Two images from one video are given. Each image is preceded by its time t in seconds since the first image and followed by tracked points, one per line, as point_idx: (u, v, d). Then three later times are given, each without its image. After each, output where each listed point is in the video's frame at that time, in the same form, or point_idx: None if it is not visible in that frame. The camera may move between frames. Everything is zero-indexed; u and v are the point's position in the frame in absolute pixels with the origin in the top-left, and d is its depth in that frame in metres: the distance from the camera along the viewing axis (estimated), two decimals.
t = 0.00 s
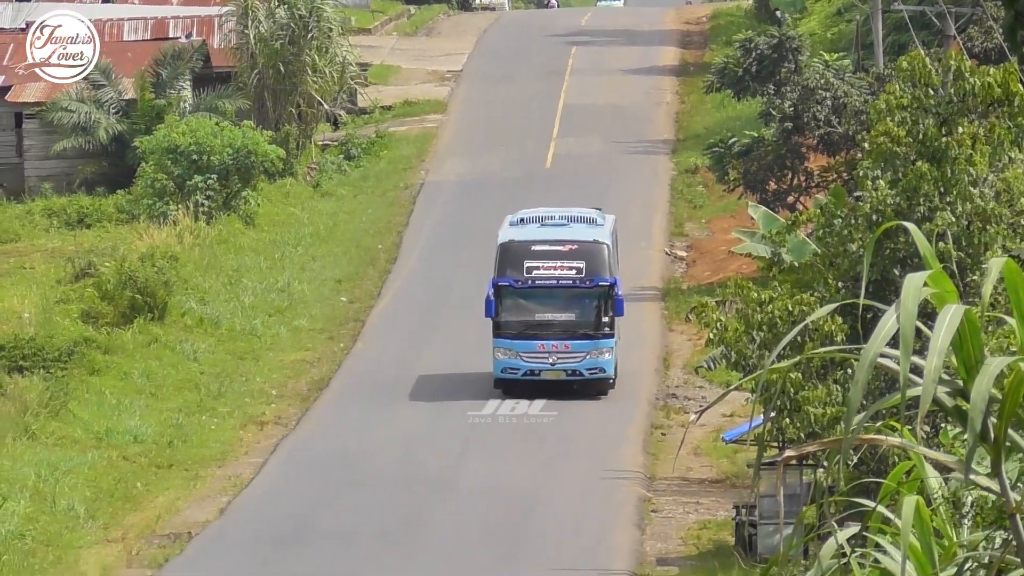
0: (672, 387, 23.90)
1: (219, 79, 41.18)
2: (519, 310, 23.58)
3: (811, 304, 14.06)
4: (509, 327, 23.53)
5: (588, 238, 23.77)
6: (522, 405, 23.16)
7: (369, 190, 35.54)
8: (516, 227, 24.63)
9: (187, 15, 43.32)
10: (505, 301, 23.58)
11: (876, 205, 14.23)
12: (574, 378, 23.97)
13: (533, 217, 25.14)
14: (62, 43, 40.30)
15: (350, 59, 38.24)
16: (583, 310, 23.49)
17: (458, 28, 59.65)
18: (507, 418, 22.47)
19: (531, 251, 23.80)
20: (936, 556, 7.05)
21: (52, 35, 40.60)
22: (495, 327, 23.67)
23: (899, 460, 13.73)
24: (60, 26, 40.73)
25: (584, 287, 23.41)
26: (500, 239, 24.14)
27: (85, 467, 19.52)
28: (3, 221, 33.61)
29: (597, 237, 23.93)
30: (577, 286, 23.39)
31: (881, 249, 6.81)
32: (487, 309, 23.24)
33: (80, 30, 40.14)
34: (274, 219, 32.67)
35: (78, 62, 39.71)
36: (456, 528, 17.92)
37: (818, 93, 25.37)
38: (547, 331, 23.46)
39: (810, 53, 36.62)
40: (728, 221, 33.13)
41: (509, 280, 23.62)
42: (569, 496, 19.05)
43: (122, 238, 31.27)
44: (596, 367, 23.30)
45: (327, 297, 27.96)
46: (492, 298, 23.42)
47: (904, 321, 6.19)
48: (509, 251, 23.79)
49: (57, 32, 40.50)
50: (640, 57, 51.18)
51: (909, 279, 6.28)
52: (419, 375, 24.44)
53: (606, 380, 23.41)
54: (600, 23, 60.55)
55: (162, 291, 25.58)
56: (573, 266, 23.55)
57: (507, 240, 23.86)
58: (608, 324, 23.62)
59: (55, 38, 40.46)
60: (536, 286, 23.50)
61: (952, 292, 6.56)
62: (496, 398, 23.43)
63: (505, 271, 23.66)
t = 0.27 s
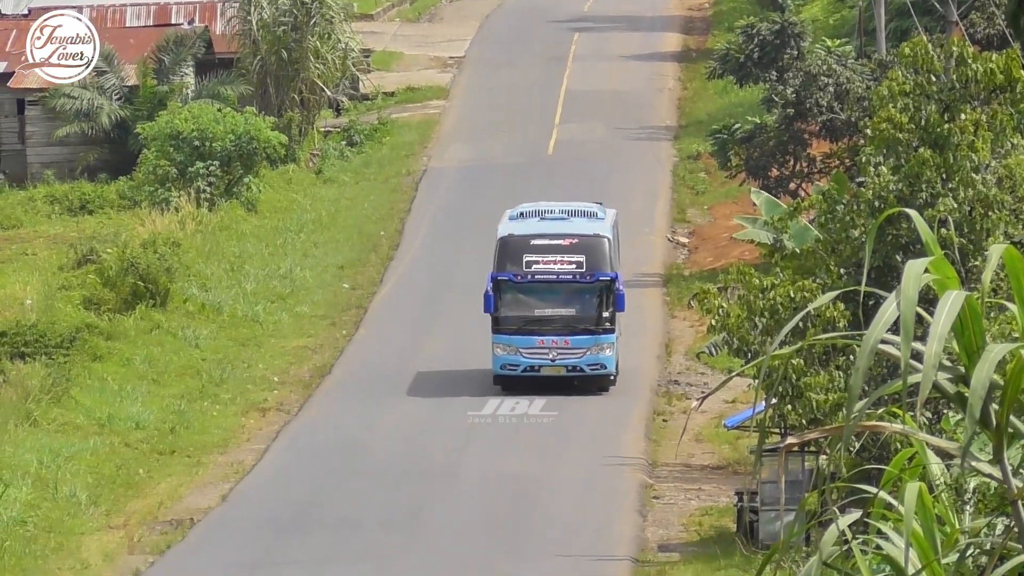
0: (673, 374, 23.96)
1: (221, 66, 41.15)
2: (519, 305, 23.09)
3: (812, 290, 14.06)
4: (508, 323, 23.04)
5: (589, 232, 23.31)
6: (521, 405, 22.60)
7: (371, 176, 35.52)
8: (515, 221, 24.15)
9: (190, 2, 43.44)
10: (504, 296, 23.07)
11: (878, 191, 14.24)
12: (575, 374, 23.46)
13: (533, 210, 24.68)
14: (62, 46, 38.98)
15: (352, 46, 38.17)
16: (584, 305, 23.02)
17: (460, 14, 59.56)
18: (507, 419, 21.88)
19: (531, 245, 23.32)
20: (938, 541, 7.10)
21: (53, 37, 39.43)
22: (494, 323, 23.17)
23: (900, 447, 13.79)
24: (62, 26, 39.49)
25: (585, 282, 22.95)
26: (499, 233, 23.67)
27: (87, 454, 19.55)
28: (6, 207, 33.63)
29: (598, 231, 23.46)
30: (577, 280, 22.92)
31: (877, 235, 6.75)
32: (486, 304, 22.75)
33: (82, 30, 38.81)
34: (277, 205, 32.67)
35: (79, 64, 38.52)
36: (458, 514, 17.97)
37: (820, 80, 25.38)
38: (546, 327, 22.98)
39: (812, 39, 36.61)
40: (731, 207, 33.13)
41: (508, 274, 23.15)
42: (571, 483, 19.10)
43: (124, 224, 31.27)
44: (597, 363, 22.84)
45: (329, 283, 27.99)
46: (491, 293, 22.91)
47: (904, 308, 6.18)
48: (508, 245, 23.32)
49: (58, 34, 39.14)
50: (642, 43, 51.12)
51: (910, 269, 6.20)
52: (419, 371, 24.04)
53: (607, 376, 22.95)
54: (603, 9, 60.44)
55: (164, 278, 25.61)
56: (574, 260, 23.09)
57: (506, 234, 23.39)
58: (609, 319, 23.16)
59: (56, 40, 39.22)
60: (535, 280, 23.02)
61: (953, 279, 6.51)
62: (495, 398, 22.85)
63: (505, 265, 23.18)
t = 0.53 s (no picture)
0: (675, 362, 23.97)
1: (224, 54, 41.10)
2: (517, 301, 22.74)
3: (814, 278, 14.17)
4: (506, 319, 22.69)
5: (589, 226, 22.97)
6: (522, 404, 22.18)
7: (374, 164, 35.49)
8: (514, 216, 23.83)
9: None
10: (503, 291, 22.73)
11: (880, 180, 14.25)
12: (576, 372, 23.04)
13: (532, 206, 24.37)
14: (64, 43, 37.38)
15: (354, 34, 38.06)
16: (583, 300, 22.67)
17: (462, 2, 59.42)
18: (507, 419, 21.48)
19: (530, 239, 23.00)
20: (939, 529, 7.14)
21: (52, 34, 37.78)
22: (493, 319, 22.82)
23: (903, 436, 13.81)
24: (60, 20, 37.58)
25: (585, 277, 22.59)
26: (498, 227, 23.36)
27: (89, 442, 19.58)
28: (8, 196, 33.63)
29: (598, 225, 23.12)
30: (577, 274, 22.57)
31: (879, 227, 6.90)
32: (483, 299, 22.42)
33: (82, 30, 37.14)
34: (279, 193, 32.63)
35: (82, 65, 37.25)
36: (459, 503, 18.00)
37: (823, 69, 25.51)
38: (545, 322, 22.62)
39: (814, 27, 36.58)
40: (733, 196, 33.12)
41: (507, 269, 22.81)
42: (573, 471, 19.12)
43: (126, 213, 31.25)
44: (597, 359, 22.45)
45: (331, 271, 28.00)
46: (489, 288, 22.57)
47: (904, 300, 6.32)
48: (507, 239, 22.99)
49: (58, 31, 37.45)
50: (645, 31, 51.03)
51: (911, 255, 6.33)
52: (416, 370, 23.58)
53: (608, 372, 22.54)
54: None
55: (166, 266, 25.60)
56: (573, 255, 22.75)
57: (504, 228, 23.08)
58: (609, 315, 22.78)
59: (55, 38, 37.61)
60: (534, 275, 22.69)
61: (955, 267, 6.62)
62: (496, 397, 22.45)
63: (503, 260, 22.85)
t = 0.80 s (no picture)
0: (676, 353, 23.99)
1: (224, 45, 41.08)
2: (514, 301, 22.33)
3: (815, 270, 14.19)
4: (503, 319, 22.26)
5: (587, 225, 22.59)
6: (521, 404, 21.83)
7: (375, 155, 35.48)
8: (511, 215, 23.46)
9: None
10: (499, 291, 22.33)
11: (881, 171, 14.23)
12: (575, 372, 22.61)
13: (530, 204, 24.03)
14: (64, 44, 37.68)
15: (355, 26, 38.02)
16: (582, 300, 22.25)
17: None
18: (507, 419, 21.13)
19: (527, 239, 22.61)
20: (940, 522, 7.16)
21: (52, 35, 38.07)
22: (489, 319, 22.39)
23: (903, 426, 13.84)
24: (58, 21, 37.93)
25: (583, 276, 22.19)
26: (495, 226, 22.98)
27: (89, 433, 19.60)
28: (9, 186, 33.67)
29: (596, 224, 22.74)
30: (575, 274, 22.17)
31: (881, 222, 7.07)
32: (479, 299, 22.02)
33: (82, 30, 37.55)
34: (279, 184, 32.62)
35: (82, 65, 37.57)
36: (460, 494, 18.03)
37: (823, 60, 25.58)
38: (543, 323, 22.19)
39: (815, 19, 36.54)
40: (734, 187, 33.12)
41: (503, 268, 22.42)
42: (573, 462, 19.15)
43: (126, 203, 31.27)
44: (595, 360, 22.03)
45: (332, 263, 28.02)
46: (485, 288, 22.17)
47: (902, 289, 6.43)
48: (503, 238, 22.61)
49: (58, 32, 37.87)
50: (645, 22, 50.98)
51: (910, 249, 6.53)
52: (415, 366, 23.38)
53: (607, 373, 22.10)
54: None
55: (166, 257, 25.61)
56: (571, 254, 22.38)
57: (501, 227, 22.70)
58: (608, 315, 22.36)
59: (55, 39, 37.91)
60: (531, 275, 22.29)
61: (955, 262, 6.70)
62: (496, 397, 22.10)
63: (499, 260, 22.46)
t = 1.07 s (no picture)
0: (678, 346, 23.99)
1: (226, 37, 40.89)
2: (511, 301, 21.84)
3: (817, 263, 14.22)
4: (500, 319, 21.75)
5: (586, 224, 22.14)
6: (521, 404, 21.51)
7: (377, 148, 35.48)
8: (509, 215, 23.00)
9: None
10: (496, 290, 21.84)
11: (884, 163, 14.23)
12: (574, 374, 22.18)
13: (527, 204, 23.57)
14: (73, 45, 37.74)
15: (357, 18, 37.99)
16: (581, 299, 21.74)
17: None
18: (508, 419, 20.84)
19: (525, 237, 22.14)
20: (942, 513, 7.05)
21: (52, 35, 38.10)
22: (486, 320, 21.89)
23: (905, 418, 13.85)
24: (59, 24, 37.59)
25: (582, 275, 21.67)
26: (492, 225, 22.52)
27: (91, 426, 19.61)
28: (11, 178, 33.71)
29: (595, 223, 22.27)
30: (573, 272, 21.66)
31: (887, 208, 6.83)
32: (476, 299, 21.52)
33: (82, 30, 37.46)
34: (281, 177, 32.62)
35: (82, 65, 37.51)
36: (461, 487, 18.02)
37: (825, 52, 25.49)
38: (541, 323, 21.68)
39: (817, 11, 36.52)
40: (736, 180, 33.13)
41: (500, 267, 21.92)
42: (575, 455, 19.16)
43: (128, 195, 31.30)
44: (595, 361, 21.52)
45: (334, 256, 28.04)
46: (482, 287, 21.70)
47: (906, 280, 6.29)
48: (501, 237, 22.16)
49: (57, 31, 37.84)
50: (648, 14, 50.94)
51: (913, 240, 6.33)
52: (417, 360, 23.36)
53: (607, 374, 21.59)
54: None
55: (168, 249, 25.62)
56: (570, 253, 21.92)
57: (498, 226, 22.26)
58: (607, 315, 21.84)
59: (56, 39, 37.96)
60: (529, 274, 21.80)
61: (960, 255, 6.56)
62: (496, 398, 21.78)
63: (497, 259, 21.97)
